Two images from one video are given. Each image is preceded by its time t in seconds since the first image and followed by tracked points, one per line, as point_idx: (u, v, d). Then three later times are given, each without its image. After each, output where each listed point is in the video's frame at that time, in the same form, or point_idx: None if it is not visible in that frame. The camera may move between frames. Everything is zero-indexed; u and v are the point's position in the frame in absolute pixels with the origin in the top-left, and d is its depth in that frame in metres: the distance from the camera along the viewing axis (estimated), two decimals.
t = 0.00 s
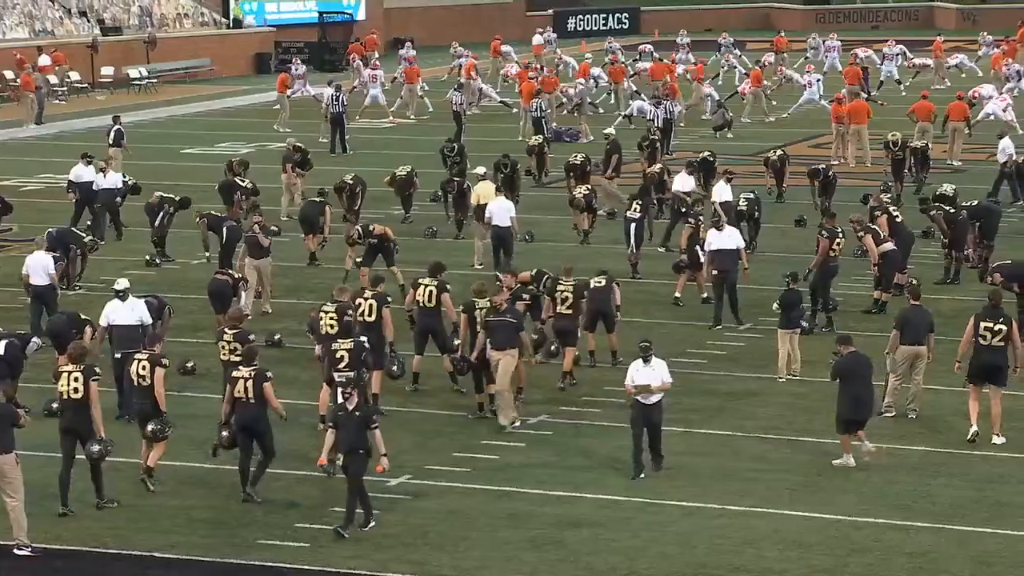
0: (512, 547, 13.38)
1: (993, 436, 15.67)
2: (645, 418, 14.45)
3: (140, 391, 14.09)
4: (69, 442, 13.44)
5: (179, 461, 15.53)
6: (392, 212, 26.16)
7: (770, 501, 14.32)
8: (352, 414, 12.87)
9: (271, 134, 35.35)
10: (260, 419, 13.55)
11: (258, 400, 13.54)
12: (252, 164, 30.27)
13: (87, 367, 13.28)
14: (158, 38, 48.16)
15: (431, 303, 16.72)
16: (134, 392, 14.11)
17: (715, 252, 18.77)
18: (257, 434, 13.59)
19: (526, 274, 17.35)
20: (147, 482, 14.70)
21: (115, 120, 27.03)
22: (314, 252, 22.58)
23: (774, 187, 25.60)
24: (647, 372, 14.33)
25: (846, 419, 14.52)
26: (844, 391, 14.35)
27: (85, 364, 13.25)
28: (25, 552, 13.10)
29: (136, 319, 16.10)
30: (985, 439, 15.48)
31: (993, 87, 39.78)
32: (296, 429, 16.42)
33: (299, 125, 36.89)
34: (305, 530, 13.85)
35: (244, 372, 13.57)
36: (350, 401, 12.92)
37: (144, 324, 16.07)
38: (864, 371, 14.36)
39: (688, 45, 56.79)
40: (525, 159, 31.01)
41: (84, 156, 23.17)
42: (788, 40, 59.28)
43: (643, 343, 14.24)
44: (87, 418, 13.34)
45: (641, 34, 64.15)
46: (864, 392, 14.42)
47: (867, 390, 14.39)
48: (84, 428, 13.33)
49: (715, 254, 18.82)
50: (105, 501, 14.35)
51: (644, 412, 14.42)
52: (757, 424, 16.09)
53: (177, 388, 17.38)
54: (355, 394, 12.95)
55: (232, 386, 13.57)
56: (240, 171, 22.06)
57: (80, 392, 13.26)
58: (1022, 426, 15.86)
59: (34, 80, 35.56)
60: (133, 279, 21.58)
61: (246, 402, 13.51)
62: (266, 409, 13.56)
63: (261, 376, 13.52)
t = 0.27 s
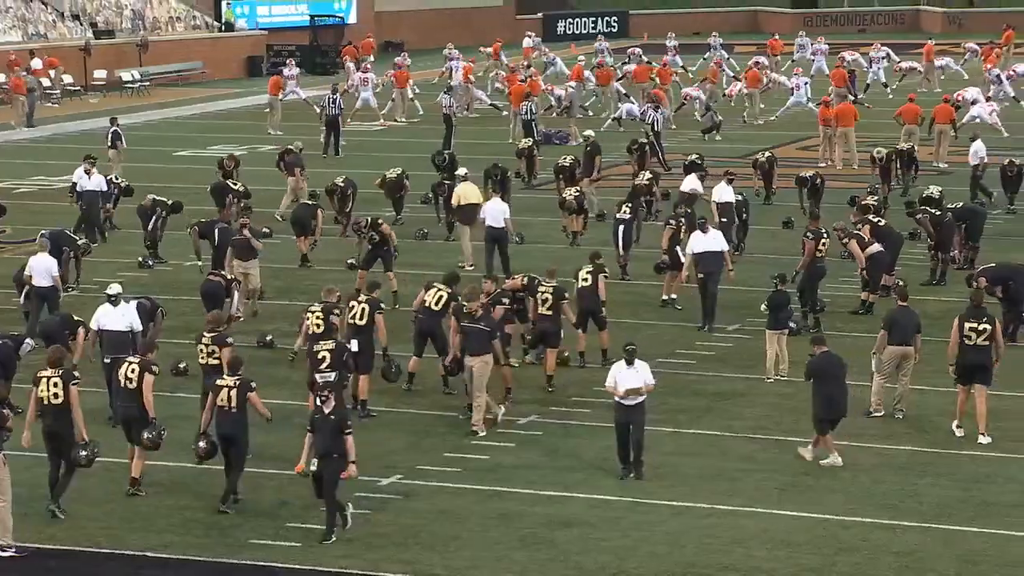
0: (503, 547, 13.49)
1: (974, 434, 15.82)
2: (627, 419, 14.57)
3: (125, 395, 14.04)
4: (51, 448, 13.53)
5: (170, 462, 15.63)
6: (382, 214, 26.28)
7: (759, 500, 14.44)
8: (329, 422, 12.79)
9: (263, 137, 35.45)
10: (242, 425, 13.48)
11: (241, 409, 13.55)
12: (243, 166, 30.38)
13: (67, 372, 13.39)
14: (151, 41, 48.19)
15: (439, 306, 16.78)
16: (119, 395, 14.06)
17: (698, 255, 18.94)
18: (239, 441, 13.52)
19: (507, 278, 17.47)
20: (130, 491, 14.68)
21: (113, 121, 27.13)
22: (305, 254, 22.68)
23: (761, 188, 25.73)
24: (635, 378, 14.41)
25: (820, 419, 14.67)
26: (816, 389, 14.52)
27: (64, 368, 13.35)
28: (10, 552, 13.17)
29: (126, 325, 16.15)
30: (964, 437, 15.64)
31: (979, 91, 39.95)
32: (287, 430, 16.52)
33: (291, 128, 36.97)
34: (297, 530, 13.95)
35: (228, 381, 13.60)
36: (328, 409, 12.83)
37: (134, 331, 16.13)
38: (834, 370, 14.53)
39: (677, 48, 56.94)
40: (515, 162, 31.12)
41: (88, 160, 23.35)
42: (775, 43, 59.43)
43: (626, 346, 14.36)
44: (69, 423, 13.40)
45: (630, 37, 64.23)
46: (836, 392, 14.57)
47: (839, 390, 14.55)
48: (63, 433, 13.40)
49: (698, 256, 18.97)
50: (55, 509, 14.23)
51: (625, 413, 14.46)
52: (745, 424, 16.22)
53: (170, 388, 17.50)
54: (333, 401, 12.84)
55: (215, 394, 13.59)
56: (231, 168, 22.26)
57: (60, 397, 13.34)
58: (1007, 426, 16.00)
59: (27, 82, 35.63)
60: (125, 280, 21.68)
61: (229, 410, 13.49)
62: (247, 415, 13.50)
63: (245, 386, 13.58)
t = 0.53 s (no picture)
0: (491, 545, 13.66)
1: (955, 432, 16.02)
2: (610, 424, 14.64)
3: (109, 397, 13.91)
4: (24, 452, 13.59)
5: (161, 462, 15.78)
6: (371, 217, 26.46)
7: (744, 499, 14.63)
8: (301, 424, 12.93)
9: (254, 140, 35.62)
10: (222, 427, 13.57)
11: (223, 409, 13.58)
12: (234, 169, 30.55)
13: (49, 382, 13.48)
14: (143, 45, 48.31)
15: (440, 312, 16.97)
16: (104, 397, 13.97)
17: (680, 259, 18.95)
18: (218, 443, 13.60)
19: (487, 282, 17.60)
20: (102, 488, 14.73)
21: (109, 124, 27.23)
22: (295, 256, 22.84)
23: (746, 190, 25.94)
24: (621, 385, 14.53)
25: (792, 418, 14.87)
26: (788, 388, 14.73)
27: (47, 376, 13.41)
28: None
29: (116, 328, 16.28)
30: (945, 435, 15.84)
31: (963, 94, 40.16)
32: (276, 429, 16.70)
33: (281, 131, 37.14)
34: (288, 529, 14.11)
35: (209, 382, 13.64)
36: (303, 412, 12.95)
37: (123, 333, 16.26)
38: (807, 368, 14.73)
39: (664, 52, 57.22)
40: (503, 165, 31.29)
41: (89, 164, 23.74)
42: (762, 46, 59.64)
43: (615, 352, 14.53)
44: (47, 431, 13.48)
45: (617, 42, 64.45)
46: (807, 391, 14.78)
47: (810, 388, 14.77)
48: (41, 441, 13.46)
49: (680, 261, 19.00)
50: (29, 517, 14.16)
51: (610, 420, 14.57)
52: (730, 424, 16.40)
53: (162, 389, 17.65)
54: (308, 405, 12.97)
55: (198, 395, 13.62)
56: (220, 170, 22.70)
57: (41, 405, 13.39)
58: (989, 426, 16.18)
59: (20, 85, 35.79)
60: (117, 282, 21.85)
61: (211, 409, 13.52)
62: (228, 418, 13.59)
63: (228, 385, 13.62)
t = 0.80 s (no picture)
0: (477, 543, 13.83)
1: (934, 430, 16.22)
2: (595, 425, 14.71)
3: (87, 403, 14.14)
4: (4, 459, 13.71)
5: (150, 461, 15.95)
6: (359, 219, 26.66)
7: (728, 497, 14.81)
8: (265, 430, 12.96)
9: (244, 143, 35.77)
10: (199, 433, 13.66)
11: (200, 415, 13.68)
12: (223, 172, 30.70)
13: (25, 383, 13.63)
14: (131, 48, 48.41)
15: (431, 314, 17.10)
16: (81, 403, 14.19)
17: (661, 260, 19.12)
18: (195, 448, 13.69)
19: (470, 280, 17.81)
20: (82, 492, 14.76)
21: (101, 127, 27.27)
22: (283, 256, 22.99)
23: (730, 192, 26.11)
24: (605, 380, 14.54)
25: (761, 413, 15.11)
26: (760, 386, 14.92)
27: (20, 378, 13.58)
28: None
29: (101, 330, 16.46)
30: (924, 433, 16.04)
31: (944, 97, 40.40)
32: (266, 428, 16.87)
33: (270, 134, 37.28)
34: (276, 527, 14.27)
35: (185, 388, 13.72)
36: (265, 417, 13.00)
37: (109, 336, 16.44)
38: (777, 366, 14.91)
39: (649, 55, 57.39)
40: (488, 167, 31.45)
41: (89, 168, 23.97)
42: (745, 49, 59.87)
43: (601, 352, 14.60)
44: (25, 433, 13.61)
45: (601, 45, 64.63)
46: (778, 388, 15.00)
47: (781, 385, 14.97)
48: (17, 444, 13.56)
49: (662, 261, 19.15)
50: (20, 521, 14.20)
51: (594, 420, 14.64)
52: (714, 422, 16.61)
53: (151, 388, 17.81)
54: (270, 410, 13.03)
55: (175, 400, 13.70)
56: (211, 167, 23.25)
57: (19, 406, 13.55)
58: (967, 424, 16.38)
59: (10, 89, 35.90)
60: (107, 283, 21.99)
61: (187, 417, 13.62)
62: (205, 423, 13.69)
63: (204, 392, 13.67)
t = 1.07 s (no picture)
0: (464, 541, 13.99)
1: (914, 427, 16.41)
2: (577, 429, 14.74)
3: (68, 404, 14.33)
4: None
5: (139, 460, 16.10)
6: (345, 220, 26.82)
7: (710, 495, 14.99)
8: (236, 431, 13.24)
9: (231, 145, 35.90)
10: (178, 434, 13.80)
11: (178, 416, 13.79)
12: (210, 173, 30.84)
13: None
14: (119, 51, 48.53)
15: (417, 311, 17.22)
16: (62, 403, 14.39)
17: (644, 263, 19.18)
18: (174, 449, 13.83)
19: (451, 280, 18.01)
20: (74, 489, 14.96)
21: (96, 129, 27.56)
22: (270, 257, 23.13)
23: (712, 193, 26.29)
24: (585, 380, 14.53)
25: (735, 409, 15.33)
26: (735, 383, 15.12)
27: None
28: None
29: (84, 333, 16.41)
30: (904, 431, 16.23)
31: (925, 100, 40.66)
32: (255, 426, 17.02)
33: (257, 136, 37.41)
34: (264, 525, 14.43)
35: (162, 388, 13.82)
36: (235, 418, 13.27)
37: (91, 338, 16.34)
38: (752, 364, 15.11)
39: (633, 59, 57.55)
40: (474, 169, 31.61)
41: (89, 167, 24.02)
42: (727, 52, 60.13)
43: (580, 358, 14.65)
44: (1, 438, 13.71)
45: (585, 48, 64.89)
46: (752, 385, 15.21)
47: (756, 383, 15.18)
48: None
49: (645, 263, 19.24)
50: (9, 518, 14.38)
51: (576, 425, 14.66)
52: (697, 420, 16.79)
53: (141, 387, 17.95)
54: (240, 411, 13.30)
55: (153, 401, 13.82)
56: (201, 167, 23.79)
57: None
58: (947, 423, 16.57)
59: None
60: (96, 283, 22.12)
61: (166, 417, 13.75)
62: (185, 424, 13.82)
63: (180, 392, 13.75)
